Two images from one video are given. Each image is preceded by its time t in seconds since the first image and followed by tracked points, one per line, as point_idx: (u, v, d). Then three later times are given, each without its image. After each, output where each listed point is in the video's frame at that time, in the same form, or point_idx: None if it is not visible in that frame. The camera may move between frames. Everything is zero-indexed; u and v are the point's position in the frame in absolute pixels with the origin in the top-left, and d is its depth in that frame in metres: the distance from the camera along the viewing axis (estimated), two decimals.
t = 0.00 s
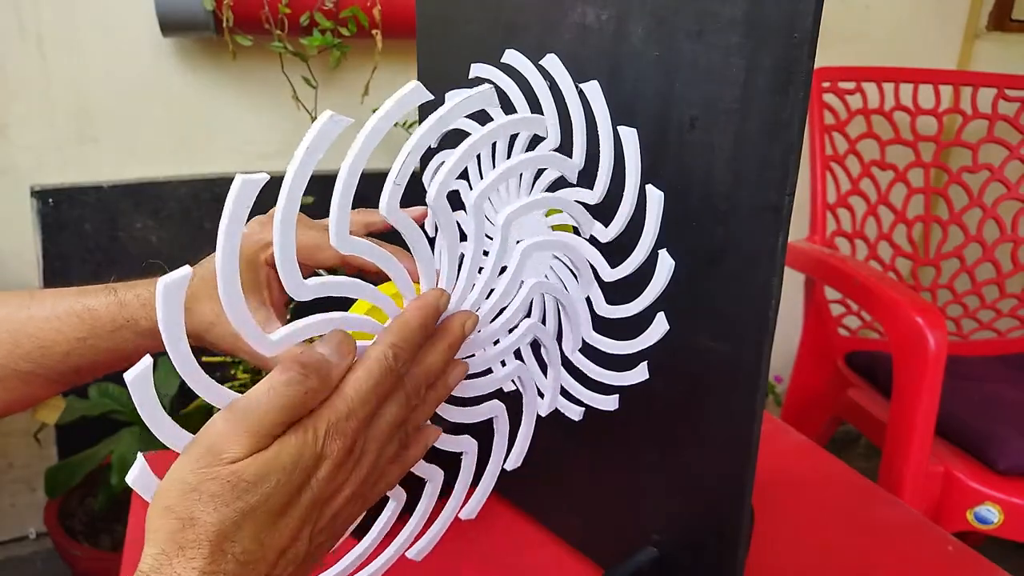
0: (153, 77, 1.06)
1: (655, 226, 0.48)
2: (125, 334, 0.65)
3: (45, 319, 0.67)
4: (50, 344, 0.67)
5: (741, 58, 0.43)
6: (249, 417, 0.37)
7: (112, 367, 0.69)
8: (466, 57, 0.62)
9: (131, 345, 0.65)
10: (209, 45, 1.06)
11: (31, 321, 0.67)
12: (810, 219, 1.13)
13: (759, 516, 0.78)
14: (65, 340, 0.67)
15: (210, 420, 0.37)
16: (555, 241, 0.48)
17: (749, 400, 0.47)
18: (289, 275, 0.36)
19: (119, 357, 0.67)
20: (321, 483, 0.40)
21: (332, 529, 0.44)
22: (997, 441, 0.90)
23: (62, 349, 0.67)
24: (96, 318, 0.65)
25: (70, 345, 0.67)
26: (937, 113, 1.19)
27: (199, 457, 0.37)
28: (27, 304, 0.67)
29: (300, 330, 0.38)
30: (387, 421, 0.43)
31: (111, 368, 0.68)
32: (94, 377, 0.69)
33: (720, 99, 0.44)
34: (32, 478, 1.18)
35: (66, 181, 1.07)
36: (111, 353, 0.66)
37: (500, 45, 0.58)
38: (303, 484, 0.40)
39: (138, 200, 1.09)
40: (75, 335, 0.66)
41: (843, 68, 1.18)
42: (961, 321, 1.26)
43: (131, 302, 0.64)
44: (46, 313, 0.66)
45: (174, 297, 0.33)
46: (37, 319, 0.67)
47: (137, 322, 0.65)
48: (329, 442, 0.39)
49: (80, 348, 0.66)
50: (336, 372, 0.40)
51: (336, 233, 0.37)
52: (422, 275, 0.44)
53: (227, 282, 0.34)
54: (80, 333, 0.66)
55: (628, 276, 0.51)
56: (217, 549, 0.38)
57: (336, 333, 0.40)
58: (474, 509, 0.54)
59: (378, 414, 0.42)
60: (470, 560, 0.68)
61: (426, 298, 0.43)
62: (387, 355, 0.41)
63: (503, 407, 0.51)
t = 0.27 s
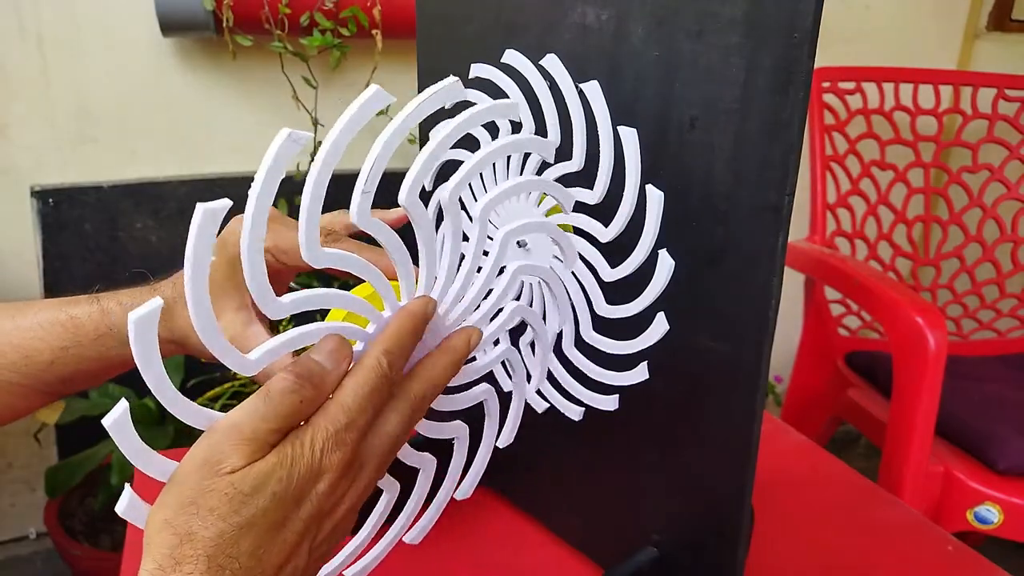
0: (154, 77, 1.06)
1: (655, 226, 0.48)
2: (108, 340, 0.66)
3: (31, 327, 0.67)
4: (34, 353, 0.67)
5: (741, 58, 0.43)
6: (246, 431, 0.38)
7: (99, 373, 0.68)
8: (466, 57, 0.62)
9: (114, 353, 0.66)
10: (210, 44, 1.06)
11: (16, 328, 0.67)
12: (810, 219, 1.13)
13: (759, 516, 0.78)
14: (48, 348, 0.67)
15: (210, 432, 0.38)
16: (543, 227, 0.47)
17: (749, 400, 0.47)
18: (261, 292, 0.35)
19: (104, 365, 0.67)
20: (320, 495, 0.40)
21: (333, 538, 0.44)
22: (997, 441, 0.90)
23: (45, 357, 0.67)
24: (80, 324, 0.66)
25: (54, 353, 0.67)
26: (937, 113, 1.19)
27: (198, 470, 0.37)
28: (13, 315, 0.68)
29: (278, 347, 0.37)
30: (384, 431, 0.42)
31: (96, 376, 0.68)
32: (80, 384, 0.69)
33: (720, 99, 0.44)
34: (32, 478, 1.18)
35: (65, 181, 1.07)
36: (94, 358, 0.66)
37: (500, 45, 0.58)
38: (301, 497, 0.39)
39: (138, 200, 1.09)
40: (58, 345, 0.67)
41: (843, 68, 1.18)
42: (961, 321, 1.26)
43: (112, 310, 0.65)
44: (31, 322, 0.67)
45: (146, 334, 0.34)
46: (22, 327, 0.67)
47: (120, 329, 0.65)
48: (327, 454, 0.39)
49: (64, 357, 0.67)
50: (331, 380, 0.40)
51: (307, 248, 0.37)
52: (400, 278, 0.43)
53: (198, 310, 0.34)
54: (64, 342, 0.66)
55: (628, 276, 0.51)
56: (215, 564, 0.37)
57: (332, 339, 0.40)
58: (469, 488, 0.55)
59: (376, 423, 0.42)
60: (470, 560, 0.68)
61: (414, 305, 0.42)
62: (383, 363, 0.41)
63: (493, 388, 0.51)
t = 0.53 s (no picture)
0: (154, 77, 1.06)
1: (655, 227, 0.49)
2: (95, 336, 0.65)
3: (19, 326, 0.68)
4: (22, 349, 0.67)
5: (741, 58, 0.43)
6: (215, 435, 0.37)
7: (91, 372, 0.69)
8: (466, 57, 0.62)
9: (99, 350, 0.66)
10: (210, 44, 1.06)
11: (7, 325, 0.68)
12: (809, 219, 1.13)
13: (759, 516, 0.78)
14: (34, 344, 0.67)
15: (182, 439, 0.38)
16: (525, 197, 0.47)
17: (749, 400, 0.47)
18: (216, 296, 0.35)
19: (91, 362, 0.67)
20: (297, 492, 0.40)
21: (322, 536, 0.44)
22: (997, 442, 0.90)
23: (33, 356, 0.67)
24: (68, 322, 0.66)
25: (42, 350, 0.67)
26: (937, 113, 1.19)
27: (172, 476, 0.37)
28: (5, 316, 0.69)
29: (247, 353, 0.37)
30: (360, 423, 0.42)
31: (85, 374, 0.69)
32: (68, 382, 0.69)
33: (720, 99, 0.44)
34: (32, 478, 1.18)
35: (66, 181, 1.07)
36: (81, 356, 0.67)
37: (500, 45, 0.58)
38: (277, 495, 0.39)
39: (138, 200, 1.09)
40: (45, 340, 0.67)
41: (843, 68, 1.18)
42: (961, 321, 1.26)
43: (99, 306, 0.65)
44: (20, 319, 0.68)
45: (99, 351, 0.33)
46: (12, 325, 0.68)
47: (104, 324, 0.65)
48: (300, 451, 0.39)
49: (52, 353, 0.67)
50: (301, 379, 0.39)
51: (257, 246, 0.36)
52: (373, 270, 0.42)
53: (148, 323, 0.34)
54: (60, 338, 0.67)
55: (628, 275, 0.51)
56: (193, 569, 0.37)
57: (306, 335, 0.39)
58: (492, 473, 0.55)
59: (352, 416, 0.42)
60: (470, 560, 0.68)
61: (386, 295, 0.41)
62: (353, 358, 0.40)
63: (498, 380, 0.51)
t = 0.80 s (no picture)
0: (154, 77, 1.06)
1: (655, 226, 0.48)
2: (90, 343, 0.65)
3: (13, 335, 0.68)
4: (16, 357, 0.67)
5: (741, 58, 0.43)
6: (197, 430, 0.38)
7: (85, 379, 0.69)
8: (465, 57, 0.62)
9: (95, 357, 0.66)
10: (209, 45, 1.07)
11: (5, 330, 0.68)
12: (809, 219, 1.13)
13: (759, 516, 0.78)
14: (29, 353, 0.67)
15: (166, 436, 0.38)
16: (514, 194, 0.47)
17: (750, 400, 0.47)
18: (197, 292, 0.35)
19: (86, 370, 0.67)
20: (281, 488, 0.39)
21: (313, 536, 0.44)
22: (997, 441, 0.90)
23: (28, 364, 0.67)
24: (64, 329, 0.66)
25: (37, 358, 0.67)
26: (936, 113, 1.19)
27: (155, 473, 0.38)
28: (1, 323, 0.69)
29: (228, 352, 0.38)
30: (346, 420, 0.41)
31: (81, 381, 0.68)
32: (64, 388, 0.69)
33: (719, 99, 0.44)
34: (32, 478, 1.18)
35: (66, 181, 1.07)
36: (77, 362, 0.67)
37: (500, 45, 0.58)
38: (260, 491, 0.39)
39: (138, 200, 1.09)
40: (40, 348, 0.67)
41: (843, 68, 1.18)
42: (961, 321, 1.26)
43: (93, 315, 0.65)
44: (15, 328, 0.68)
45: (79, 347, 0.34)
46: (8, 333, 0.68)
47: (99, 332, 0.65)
48: (281, 445, 0.39)
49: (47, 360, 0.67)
50: (283, 375, 0.39)
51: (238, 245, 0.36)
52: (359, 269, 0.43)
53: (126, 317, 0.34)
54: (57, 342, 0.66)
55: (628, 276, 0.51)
56: (176, 565, 0.37)
57: (285, 331, 0.39)
58: (489, 477, 0.54)
59: (338, 412, 0.41)
60: (469, 560, 0.68)
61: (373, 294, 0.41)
62: (337, 353, 0.40)
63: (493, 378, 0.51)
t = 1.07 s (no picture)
0: (153, 77, 1.06)
1: (655, 226, 0.48)
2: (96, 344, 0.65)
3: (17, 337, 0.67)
4: (22, 360, 0.67)
5: (741, 58, 0.43)
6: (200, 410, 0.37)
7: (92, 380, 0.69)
8: (466, 57, 0.62)
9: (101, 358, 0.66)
10: (209, 44, 1.07)
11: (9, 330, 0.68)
12: (809, 219, 1.13)
13: (759, 516, 0.78)
14: (36, 356, 0.67)
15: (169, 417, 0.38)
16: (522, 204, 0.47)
17: (749, 400, 0.47)
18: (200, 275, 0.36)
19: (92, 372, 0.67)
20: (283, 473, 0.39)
21: (310, 522, 0.43)
22: (996, 441, 0.90)
23: (31, 367, 0.67)
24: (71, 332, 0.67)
25: (43, 361, 0.67)
26: (936, 113, 1.19)
27: (157, 453, 0.37)
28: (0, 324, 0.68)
29: (225, 334, 0.38)
30: (349, 410, 0.41)
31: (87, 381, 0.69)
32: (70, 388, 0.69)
33: (719, 99, 0.44)
34: (32, 478, 1.18)
35: (66, 181, 1.07)
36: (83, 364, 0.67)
37: (500, 45, 0.58)
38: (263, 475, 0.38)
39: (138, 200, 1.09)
40: (47, 350, 0.67)
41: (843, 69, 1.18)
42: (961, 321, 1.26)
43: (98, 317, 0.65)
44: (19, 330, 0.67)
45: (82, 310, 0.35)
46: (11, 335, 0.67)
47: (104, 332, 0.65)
48: (284, 428, 0.38)
49: (54, 363, 0.67)
50: (286, 360, 0.39)
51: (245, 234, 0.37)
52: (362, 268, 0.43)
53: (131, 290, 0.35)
54: (71, 336, 0.67)
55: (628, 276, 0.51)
56: (176, 547, 0.36)
57: (286, 318, 0.39)
58: (481, 486, 0.54)
59: (340, 401, 0.41)
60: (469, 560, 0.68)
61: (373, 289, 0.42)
62: (340, 341, 0.40)
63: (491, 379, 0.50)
